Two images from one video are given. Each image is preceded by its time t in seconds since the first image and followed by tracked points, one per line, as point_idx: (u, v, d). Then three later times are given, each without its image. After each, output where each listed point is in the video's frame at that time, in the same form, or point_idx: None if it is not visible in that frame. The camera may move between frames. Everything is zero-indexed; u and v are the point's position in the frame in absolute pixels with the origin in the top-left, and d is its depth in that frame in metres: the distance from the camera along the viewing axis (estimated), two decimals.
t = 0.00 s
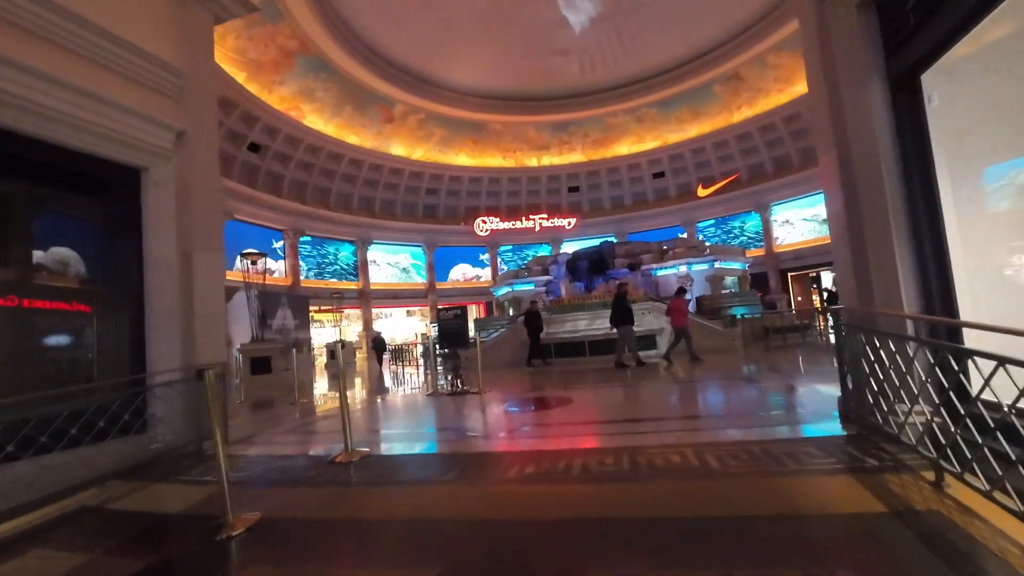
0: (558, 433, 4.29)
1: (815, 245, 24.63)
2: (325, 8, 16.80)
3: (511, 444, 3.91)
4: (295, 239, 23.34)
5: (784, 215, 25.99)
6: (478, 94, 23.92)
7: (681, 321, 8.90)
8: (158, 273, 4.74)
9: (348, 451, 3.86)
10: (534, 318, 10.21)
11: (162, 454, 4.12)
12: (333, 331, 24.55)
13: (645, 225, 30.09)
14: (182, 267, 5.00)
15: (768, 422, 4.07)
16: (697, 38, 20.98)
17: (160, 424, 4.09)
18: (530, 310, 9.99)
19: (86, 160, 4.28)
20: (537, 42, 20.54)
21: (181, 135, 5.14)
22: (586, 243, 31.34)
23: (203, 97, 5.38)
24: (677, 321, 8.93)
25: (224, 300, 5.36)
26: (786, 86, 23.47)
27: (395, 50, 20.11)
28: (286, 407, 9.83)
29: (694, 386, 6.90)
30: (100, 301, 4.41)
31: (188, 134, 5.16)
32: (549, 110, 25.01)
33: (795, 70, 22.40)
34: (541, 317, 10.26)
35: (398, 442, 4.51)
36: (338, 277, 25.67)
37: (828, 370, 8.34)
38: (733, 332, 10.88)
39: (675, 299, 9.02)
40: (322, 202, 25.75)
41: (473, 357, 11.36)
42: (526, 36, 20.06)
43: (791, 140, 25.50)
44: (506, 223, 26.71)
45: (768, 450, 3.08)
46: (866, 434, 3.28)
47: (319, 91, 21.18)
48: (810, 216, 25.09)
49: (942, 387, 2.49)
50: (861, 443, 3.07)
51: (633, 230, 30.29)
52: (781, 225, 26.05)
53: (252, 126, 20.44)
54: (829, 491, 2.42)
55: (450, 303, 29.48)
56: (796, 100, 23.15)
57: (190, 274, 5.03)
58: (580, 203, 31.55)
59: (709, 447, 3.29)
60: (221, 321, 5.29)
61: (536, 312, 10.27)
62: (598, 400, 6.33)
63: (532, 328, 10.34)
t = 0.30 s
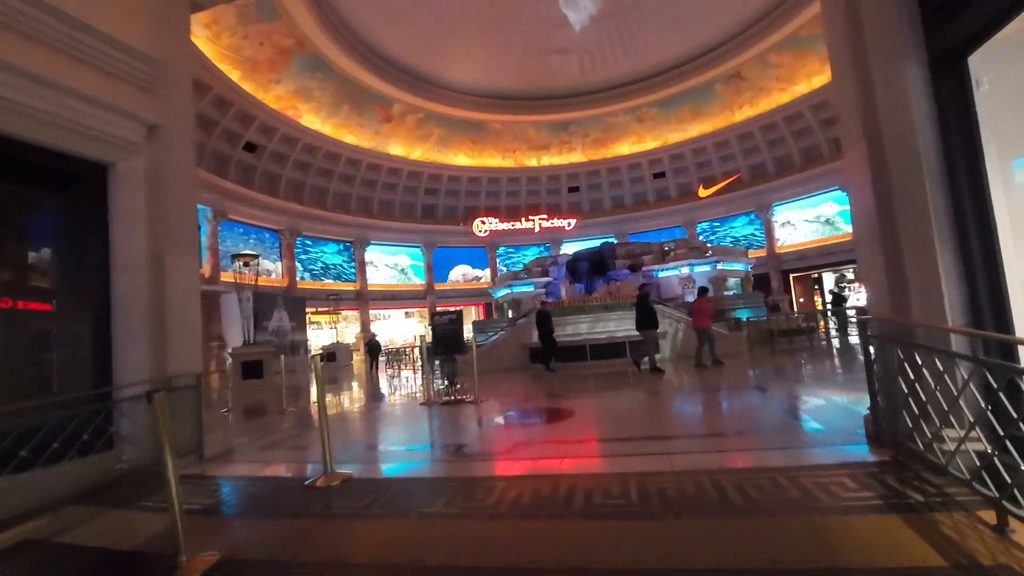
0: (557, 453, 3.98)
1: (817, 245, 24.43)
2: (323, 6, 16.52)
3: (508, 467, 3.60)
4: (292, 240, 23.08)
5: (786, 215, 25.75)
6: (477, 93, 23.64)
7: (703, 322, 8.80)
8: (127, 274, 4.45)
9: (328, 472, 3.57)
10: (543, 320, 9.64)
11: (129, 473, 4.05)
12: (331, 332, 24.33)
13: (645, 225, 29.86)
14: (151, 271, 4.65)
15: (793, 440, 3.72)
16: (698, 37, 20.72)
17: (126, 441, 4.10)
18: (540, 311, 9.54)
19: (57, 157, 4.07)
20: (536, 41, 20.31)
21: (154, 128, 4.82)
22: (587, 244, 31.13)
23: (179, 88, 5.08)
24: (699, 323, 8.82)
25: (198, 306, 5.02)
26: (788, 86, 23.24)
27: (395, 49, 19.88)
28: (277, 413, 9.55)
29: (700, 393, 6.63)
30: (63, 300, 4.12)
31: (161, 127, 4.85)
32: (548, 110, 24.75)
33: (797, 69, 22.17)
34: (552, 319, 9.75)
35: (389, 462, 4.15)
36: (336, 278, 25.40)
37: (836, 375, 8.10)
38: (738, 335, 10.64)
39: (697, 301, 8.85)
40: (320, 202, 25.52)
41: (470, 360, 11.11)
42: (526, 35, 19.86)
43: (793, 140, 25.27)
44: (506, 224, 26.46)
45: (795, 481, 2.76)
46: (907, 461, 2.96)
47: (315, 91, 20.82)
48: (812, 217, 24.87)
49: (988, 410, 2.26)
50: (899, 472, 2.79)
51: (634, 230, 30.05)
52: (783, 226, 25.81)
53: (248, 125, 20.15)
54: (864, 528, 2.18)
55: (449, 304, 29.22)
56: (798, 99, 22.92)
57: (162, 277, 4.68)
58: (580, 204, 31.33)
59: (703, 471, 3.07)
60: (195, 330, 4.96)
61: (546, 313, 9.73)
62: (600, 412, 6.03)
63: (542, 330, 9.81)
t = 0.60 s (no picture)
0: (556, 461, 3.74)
1: (819, 245, 24.26)
2: (319, 3, 16.32)
3: (504, 478, 3.37)
4: (289, 240, 22.86)
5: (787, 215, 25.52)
6: (476, 92, 23.45)
7: (725, 322, 8.66)
8: (97, 271, 4.23)
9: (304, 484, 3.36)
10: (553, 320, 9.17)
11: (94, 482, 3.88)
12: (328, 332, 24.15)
13: (645, 225, 29.68)
14: (122, 267, 4.43)
15: (809, 447, 3.48)
16: (699, 34, 20.53)
17: (88, 450, 3.96)
18: (550, 309, 9.15)
19: (3, 143, 3.82)
20: (535, 39, 20.13)
21: (125, 117, 4.58)
22: (586, 244, 30.95)
23: (153, 77, 4.85)
24: (722, 323, 8.67)
25: (171, 305, 4.80)
26: (789, 84, 23.03)
27: (392, 47, 19.68)
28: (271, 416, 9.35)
29: (704, 395, 6.40)
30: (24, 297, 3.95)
31: (132, 117, 4.60)
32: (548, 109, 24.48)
33: (799, 67, 21.97)
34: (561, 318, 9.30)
35: (379, 470, 3.88)
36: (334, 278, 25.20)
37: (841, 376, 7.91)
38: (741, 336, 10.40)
39: (717, 299, 8.66)
40: (318, 202, 25.32)
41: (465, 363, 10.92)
42: (525, 33, 19.69)
43: (795, 139, 25.07)
44: (505, 224, 26.28)
45: (814, 497, 2.55)
46: (938, 476, 2.75)
47: (312, 89, 20.58)
48: (813, 217, 24.69)
49: None
50: (929, 488, 2.59)
51: (634, 230, 29.87)
52: (784, 227, 25.60)
53: (244, 124, 19.96)
54: (894, 554, 1.98)
55: (448, 305, 29.04)
56: (799, 98, 22.74)
57: (132, 273, 4.46)
58: (580, 204, 31.16)
59: (711, 484, 2.87)
60: (167, 332, 4.70)
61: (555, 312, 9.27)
62: (600, 416, 5.78)
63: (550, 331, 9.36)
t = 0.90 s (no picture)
0: (544, 485, 3.42)
1: (820, 246, 24.02)
2: None
3: (491, 507, 3.07)
4: (284, 241, 22.56)
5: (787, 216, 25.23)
6: (474, 91, 23.18)
7: (750, 322, 8.43)
8: (44, 272, 3.98)
9: (264, 515, 3.08)
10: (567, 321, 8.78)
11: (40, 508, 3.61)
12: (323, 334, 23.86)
13: (644, 225, 29.38)
14: (74, 268, 4.19)
15: (826, 476, 3.16)
16: (699, 31, 20.28)
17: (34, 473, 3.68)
18: (562, 308, 8.81)
19: None
20: (534, 36, 19.92)
21: (78, 107, 4.33)
22: (585, 244, 30.66)
23: (111, 65, 4.61)
24: (746, 324, 8.42)
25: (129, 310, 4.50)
26: (791, 83, 22.75)
27: (388, 44, 19.39)
28: (259, 424, 9.01)
29: (706, 406, 6.07)
30: None
31: (86, 105, 4.36)
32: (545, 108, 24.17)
33: (800, 65, 21.70)
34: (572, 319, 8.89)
35: (355, 494, 3.56)
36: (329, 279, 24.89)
37: (848, 381, 7.64)
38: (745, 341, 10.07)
39: (741, 300, 8.53)
40: (313, 202, 25.01)
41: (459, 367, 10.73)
42: (523, 29, 19.47)
43: (796, 139, 24.80)
44: (502, 224, 25.99)
45: (843, 546, 2.26)
46: (983, 514, 2.47)
47: (308, 88, 20.25)
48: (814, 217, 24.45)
49: None
50: (977, 533, 2.30)
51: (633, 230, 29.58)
52: (785, 227, 25.32)
53: (238, 123, 19.65)
54: None
55: (445, 306, 28.76)
56: (801, 96, 22.46)
57: (86, 277, 4.21)
58: (579, 204, 30.87)
59: (721, 524, 2.58)
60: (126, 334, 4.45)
61: (566, 312, 8.81)
62: (595, 428, 5.46)
63: (560, 332, 8.92)
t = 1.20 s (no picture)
0: (542, 504, 3.16)
1: (821, 246, 23.84)
2: None
3: (484, 530, 2.82)
4: (281, 241, 22.35)
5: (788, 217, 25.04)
6: (473, 89, 22.97)
7: (777, 321, 8.18)
8: None
9: (224, 539, 2.88)
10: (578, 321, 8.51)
11: None
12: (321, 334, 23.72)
13: (644, 226, 29.18)
14: (29, 269, 3.90)
15: (847, 497, 2.91)
16: (700, 30, 20.11)
17: None
18: (570, 307, 8.54)
19: None
20: (533, 34, 19.76)
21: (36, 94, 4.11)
22: (585, 244, 30.50)
23: (73, 50, 4.39)
24: (774, 322, 8.15)
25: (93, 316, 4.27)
26: (792, 82, 22.54)
27: (386, 42, 19.21)
28: (250, 428, 8.80)
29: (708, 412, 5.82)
30: None
31: (45, 93, 4.13)
32: (545, 107, 23.97)
33: (802, 64, 21.50)
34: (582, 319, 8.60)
35: (339, 513, 3.30)
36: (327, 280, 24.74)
37: (853, 381, 7.46)
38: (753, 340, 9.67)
39: (766, 298, 8.32)
40: (310, 201, 24.78)
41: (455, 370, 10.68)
42: (521, 27, 19.29)
43: (797, 138, 24.59)
44: (501, 224, 25.84)
45: None
46: None
47: (304, 86, 20.02)
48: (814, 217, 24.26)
49: None
50: None
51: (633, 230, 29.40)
52: (785, 227, 25.12)
53: (234, 122, 19.42)
54: None
55: (444, 306, 28.59)
56: (802, 95, 22.25)
57: (44, 281, 3.96)
58: (579, 204, 30.67)
59: (737, 554, 2.34)
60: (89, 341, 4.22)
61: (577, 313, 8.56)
62: (592, 435, 5.20)
63: (570, 331, 8.59)
